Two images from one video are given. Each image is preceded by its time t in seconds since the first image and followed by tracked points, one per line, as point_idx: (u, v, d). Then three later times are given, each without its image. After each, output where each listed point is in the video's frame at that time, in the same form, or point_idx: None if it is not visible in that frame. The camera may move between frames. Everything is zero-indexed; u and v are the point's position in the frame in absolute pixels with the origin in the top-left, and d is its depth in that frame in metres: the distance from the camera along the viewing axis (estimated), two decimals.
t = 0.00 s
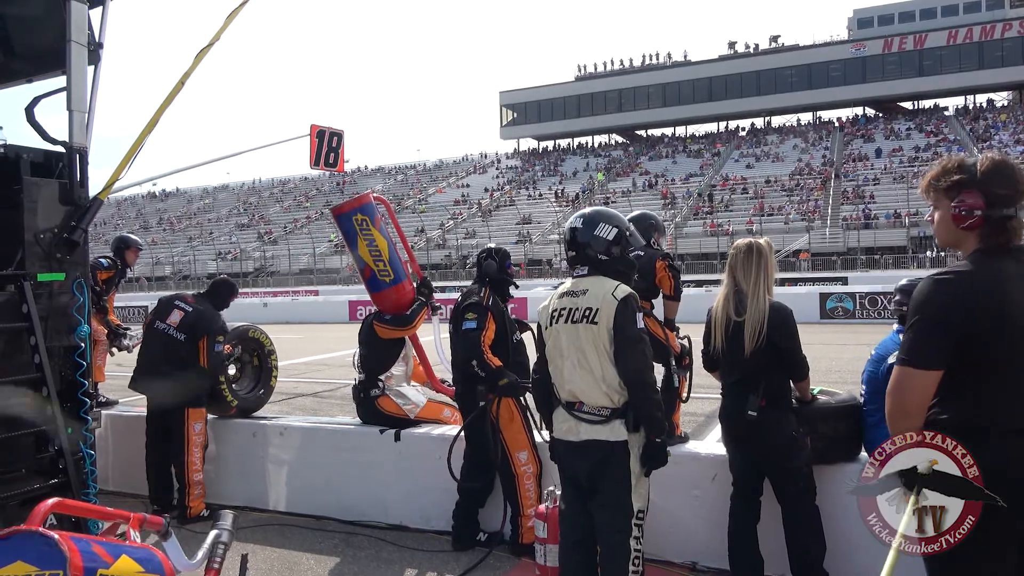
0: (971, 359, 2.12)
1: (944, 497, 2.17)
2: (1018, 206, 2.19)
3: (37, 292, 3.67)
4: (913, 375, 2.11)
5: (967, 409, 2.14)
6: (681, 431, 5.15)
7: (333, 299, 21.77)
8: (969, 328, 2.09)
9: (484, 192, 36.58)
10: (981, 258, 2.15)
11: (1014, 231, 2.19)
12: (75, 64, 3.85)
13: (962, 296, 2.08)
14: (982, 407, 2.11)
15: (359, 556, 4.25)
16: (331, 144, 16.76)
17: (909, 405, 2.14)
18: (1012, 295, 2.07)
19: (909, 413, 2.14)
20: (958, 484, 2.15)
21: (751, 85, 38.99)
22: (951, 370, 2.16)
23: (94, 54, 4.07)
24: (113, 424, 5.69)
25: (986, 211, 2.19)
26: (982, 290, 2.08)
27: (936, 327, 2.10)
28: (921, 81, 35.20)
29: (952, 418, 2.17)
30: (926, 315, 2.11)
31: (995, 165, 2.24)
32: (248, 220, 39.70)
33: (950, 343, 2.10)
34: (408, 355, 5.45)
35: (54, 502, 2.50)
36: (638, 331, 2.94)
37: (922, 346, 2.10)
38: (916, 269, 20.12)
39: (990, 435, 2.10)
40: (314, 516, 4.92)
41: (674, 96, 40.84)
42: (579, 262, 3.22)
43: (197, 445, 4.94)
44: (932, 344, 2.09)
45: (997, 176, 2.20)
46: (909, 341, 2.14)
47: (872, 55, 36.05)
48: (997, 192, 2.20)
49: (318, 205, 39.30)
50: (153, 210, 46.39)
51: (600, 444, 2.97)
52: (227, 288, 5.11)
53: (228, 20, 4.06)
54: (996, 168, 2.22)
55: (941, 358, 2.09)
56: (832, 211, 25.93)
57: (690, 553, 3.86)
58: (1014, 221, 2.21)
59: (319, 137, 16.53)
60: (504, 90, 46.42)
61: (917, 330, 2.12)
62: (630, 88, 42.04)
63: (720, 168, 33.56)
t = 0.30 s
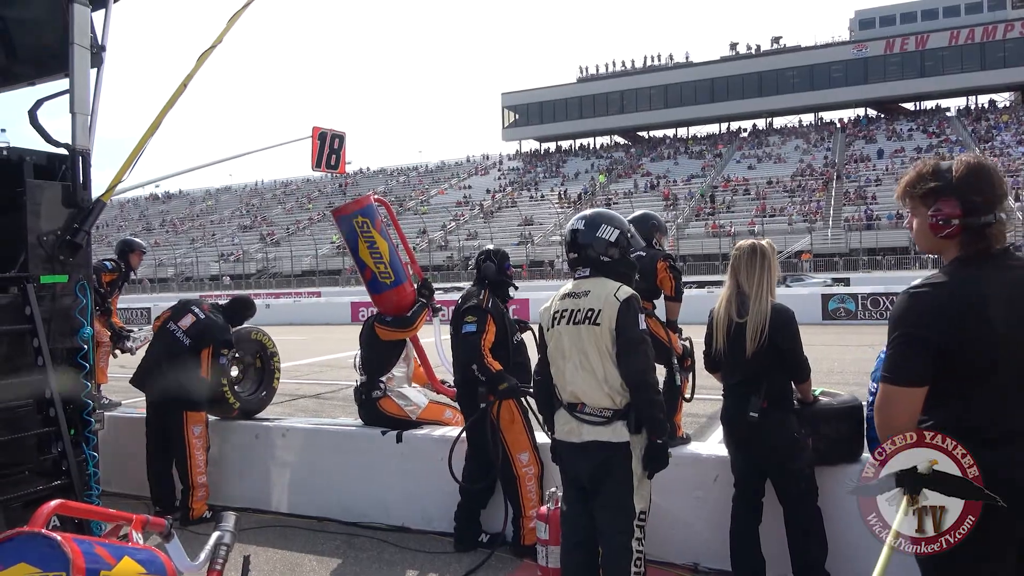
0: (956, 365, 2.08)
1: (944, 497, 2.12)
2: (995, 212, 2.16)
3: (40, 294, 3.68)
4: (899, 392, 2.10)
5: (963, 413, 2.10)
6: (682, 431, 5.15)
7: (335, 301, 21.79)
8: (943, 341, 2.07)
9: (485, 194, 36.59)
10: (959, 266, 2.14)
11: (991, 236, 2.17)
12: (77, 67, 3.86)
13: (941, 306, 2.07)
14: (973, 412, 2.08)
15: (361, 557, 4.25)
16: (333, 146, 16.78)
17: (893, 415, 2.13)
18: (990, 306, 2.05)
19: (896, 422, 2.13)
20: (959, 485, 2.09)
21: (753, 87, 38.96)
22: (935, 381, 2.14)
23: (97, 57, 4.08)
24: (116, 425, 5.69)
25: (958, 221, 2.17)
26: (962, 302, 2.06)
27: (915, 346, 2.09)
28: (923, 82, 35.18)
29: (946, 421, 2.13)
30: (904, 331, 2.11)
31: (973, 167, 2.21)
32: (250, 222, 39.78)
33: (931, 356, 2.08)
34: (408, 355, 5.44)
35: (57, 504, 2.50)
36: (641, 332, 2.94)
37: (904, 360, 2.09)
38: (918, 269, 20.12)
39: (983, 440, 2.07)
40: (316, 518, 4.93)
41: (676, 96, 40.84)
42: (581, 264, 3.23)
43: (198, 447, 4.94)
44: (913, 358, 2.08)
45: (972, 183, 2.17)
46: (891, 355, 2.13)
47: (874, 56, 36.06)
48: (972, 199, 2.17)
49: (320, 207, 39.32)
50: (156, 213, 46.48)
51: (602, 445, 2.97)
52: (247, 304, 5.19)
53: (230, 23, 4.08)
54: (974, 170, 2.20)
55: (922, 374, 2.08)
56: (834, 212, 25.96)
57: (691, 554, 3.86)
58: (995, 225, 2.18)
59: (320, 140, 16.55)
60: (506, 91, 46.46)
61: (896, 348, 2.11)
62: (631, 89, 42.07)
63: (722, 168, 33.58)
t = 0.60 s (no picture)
0: (950, 367, 2.08)
1: (944, 497, 2.11)
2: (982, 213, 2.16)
3: (41, 297, 3.69)
4: (892, 397, 2.11)
5: (963, 415, 2.09)
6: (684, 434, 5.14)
7: (337, 302, 21.82)
8: (931, 346, 2.08)
9: (487, 195, 36.58)
10: (951, 269, 2.15)
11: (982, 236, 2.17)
12: (78, 69, 3.87)
13: (934, 309, 2.07)
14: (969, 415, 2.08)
15: (364, 559, 4.26)
16: (334, 147, 16.78)
17: (886, 416, 2.13)
18: (980, 309, 2.05)
19: (888, 424, 2.13)
20: (958, 485, 2.08)
21: (755, 87, 38.92)
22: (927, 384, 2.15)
23: (98, 59, 4.09)
24: (119, 427, 5.71)
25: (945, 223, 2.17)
26: (952, 305, 2.06)
27: (903, 352, 2.10)
28: (924, 82, 35.17)
29: (945, 422, 2.12)
30: (895, 336, 2.12)
31: (962, 167, 2.20)
32: (252, 224, 39.83)
33: (921, 360, 2.09)
34: (411, 357, 5.44)
35: (59, 506, 2.51)
36: (642, 333, 2.94)
37: (897, 368, 2.09)
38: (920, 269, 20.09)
39: (983, 441, 2.07)
40: (318, 520, 4.93)
41: (677, 97, 40.85)
42: (581, 266, 3.23)
43: (204, 449, 4.95)
44: (903, 361, 2.09)
45: (959, 185, 2.16)
46: (882, 360, 2.14)
47: (875, 56, 36.07)
48: (959, 201, 2.16)
49: (322, 209, 39.38)
50: (158, 215, 46.50)
51: (604, 446, 2.97)
52: (240, 293, 5.12)
53: (232, 25, 4.09)
54: (964, 169, 2.18)
55: (913, 378, 2.09)
56: (835, 212, 25.94)
57: (693, 555, 3.86)
58: (983, 227, 2.17)
59: (322, 141, 16.58)
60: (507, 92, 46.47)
61: (887, 353, 2.12)
62: (633, 90, 42.06)
63: (724, 169, 33.58)
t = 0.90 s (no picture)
0: (946, 368, 2.08)
1: (944, 497, 2.10)
2: (979, 210, 2.16)
3: (46, 297, 3.71)
4: (888, 397, 2.12)
5: (966, 417, 2.08)
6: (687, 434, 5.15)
7: (340, 303, 21.85)
8: (930, 347, 2.08)
9: (489, 195, 36.60)
10: (953, 267, 2.15)
11: (978, 238, 2.17)
12: (82, 70, 3.88)
13: (930, 310, 2.09)
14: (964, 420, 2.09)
15: (367, 559, 4.27)
16: (337, 148, 16.80)
17: (882, 416, 2.15)
18: (978, 308, 2.05)
19: (884, 425, 2.15)
20: (958, 485, 2.08)
21: (757, 87, 38.91)
22: (923, 387, 2.16)
23: (101, 61, 4.10)
24: (123, 428, 5.72)
25: (938, 220, 2.19)
26: (951, 306, 2.07)
27: (898, 352, 2.11)
28: (927, 82, 35.14)
29: (943, 420, 2.13)
30: (892, 338, 2.12)
31: (957, 168, 2.21)
32: (254, 224, 39.88)
33: (917, 361, 2.10)
34: (415, 357, 5.45)
35: (65, 505, 2.53)
36: (645, 334, 2.95)
37: (897, 372, 2.11)
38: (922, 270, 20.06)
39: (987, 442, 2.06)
40: (321, 520, 4.94)
41: (679, 97, 40.84)
42: (584, 266, 3.24)
43: (211, 448, 4.97)
44: (900, 362, 2.10)
45: (958, 188, 2.18)
46: (877, 362, 2.15)
47: (878, 56, 36.05)
48: (959, 198, 2.17)
49: (324, 209, 39.43)
50: (160, 215, 46.57)
51: (607, 446, 2.98)
52: (223, 283, 5.10)
53: (234, 25, 4.09)
54: (964, 169, 2.19)
55: (910, 378, 2.10)
56: (838, 212, 25.91)
57: (695, 556, 3.86)
58: (978, 225, 2.17)
59: (325, 142, 16.61)
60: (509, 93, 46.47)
61: (884, 352, 2.14)
62: (635, 90, 42.02)
63: (726, 169, 33.57)
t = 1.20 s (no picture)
0: (944, 367, 2.10)
1: (944, 497, 2.07)
2: (944, 219, 2.22)
3: (51, 295, 3.72)
4: (885, 393, 2.14)
5: (963, 418, 2.10)
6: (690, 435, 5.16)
7: (343, 303, 21.88)
8: (930, 345, 2.10)
9: (493, 196, 36.60)
10: (950, 268, 2.17)
11: (947, 246, 2.23)
12: (89, 69, 3.89)
13: (929, 308, 2.11)
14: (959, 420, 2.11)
15: (370, 559, 4.27)
16: (341, 148, 16.83)
17: (879, 412, 2.16)
18: (976, 307, 2.07)
19: (882, 422, 2.16)
20: (958, 485, 2.06)
21: (761, 89, 38.86)
22: (921, 386, 2.17)
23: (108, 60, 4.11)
24: (127, 427, 5.74)
25: (925, 222, 2.27)
26: (953, 303, 2.09)
27: (898, 349, 2.13)
28: (932, 84, 35.05)
29: (944, 421, 2.14)
30: (892, 334, 2.14)
31: (941, 178, 2.26)
32: (258, 224, 39.94)
33: (916, 357, 2.12)
34: (419, 357, 5.45)
35: (70, 504, 2.53)
36: (652, 335, 2.96)
37: (897, 368, 2.12)
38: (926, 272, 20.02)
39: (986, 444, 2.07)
40: (324, 520, 4.94)
41: (683, 98, 40.84)
42: (589, 268, 3.24)
43: (212, 446, 4.97)
44: (898, 359, 2.12)
45: (951, 202, 2.22)
46: (877, 360, 2.16)
47: (883, 58, 36.00)
48: (932, 208, 2.26)
49: (328, 209, 39.50)
50: (165, 215, 46.68)
51: (613, 447, 2.97)
52: (208, 276, 5.11)
53: (240, 25, 4.10)
54: (956, 180, 2.23)
55: (909, 376, 2.12)
56: (842, 214, 25.87)
57: (699, 557, 3.86)
58: (973, 228, 2.18)
59: (329, 142, 16.63)
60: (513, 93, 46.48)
61: (883, 348, 2.15)
62: (639, 91, 41.99)
63: (730, 171, 33.53)
